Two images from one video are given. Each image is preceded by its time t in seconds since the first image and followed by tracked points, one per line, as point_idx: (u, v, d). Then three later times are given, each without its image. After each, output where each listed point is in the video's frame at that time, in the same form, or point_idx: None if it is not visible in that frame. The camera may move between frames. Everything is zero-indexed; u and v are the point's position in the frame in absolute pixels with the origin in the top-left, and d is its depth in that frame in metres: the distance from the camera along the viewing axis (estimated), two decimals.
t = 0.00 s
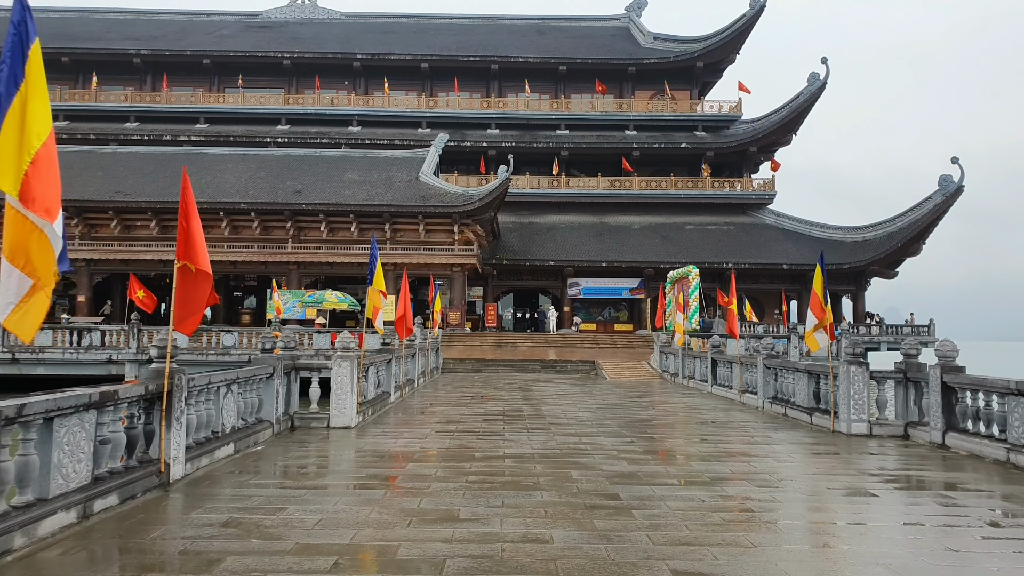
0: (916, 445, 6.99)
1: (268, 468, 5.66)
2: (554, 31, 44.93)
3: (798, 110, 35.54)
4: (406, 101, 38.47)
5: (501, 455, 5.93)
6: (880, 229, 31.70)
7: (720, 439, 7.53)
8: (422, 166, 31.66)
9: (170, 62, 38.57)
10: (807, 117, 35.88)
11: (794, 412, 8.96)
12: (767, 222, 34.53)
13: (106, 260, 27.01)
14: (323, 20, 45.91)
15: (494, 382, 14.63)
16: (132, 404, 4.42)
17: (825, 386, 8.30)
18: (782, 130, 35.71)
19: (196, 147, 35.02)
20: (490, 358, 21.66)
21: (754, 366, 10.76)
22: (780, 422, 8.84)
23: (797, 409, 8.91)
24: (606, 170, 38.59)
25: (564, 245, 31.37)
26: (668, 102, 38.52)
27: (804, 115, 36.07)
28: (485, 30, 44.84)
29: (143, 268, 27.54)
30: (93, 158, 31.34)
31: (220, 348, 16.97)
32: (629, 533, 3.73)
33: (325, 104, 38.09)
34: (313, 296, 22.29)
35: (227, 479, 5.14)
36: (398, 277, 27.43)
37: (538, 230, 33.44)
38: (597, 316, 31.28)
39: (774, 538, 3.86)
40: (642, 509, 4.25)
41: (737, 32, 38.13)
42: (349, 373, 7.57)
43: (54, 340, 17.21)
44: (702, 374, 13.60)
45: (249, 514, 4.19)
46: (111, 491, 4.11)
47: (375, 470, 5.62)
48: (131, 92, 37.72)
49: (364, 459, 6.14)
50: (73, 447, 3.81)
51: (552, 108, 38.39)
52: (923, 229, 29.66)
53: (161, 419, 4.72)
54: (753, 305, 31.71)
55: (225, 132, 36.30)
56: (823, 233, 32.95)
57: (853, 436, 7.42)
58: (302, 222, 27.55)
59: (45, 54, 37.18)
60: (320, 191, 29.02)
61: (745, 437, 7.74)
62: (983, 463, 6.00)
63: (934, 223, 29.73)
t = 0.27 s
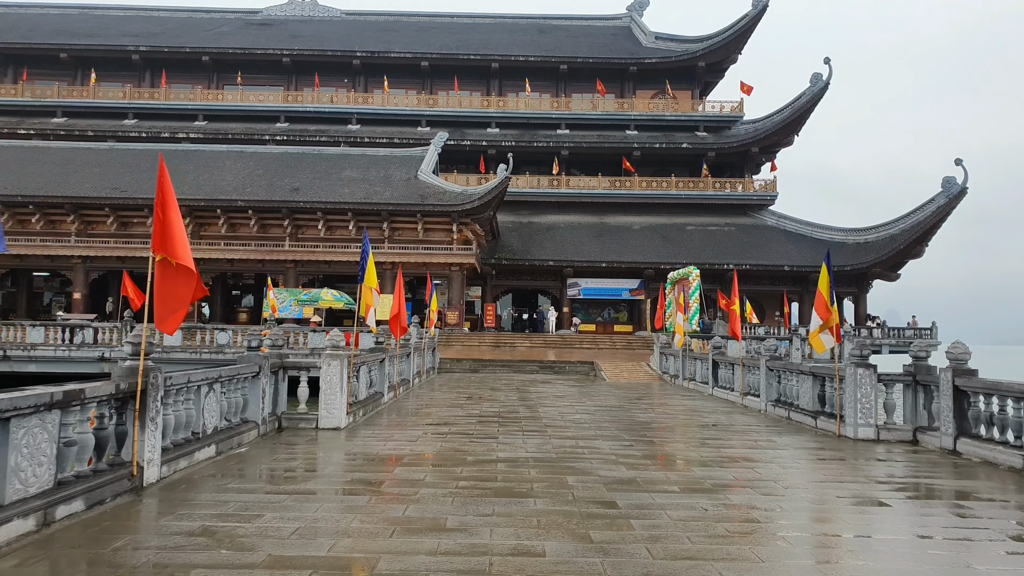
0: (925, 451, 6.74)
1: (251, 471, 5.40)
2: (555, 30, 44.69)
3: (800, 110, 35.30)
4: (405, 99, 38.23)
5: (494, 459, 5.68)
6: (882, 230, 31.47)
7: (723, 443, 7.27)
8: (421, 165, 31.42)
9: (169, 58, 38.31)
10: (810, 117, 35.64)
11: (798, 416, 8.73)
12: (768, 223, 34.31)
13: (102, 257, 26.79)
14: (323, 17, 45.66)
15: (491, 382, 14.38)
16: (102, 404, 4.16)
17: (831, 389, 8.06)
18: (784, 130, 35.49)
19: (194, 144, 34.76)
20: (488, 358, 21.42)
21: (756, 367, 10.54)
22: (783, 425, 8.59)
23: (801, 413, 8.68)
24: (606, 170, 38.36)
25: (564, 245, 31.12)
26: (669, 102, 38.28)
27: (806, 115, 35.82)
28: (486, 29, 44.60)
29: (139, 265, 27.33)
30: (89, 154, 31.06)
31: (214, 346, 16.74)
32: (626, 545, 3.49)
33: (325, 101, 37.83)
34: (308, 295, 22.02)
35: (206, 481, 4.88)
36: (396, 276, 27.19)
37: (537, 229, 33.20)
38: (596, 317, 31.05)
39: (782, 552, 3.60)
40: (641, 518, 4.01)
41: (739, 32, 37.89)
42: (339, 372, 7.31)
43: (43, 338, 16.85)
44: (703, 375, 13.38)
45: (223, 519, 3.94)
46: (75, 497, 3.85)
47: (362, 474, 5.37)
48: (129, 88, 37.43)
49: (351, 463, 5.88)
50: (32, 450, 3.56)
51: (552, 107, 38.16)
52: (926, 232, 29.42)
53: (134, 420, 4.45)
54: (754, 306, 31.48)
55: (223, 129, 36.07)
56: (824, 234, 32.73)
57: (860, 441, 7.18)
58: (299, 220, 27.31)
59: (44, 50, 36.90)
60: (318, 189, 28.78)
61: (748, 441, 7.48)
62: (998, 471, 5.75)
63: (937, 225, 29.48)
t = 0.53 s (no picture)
0: (939, 455, 6.47)
1: (235, 480, 5.13)
2: (554, 28, 44.43)
3: (800, 107, 35.01)
4: (403, 98, 37.95)
5: (488, 467, 5.41)
6: (884, 227, 31.19)
7: (728, 447, 7.00)
8: (419, 164, 31.17)
9: (165, 59, 37.99)
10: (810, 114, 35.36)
11: (805, 417, 8.48)
12: (769, 221, 34.05)
13: (97, 259, 26.53)
14: (321, 17, 45.35)
15: (489, 383, 14.14)
16: (69, 412, 3.89)
17: (839, 389, 7.81)
18: (784, 127, 35.23)
19: (191, 145, 34.48)
20: (487, 358, 21.17)
21: (761, 367, 10.30)
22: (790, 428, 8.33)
23: (808, 414, 8.43)
24: (606, 168, 38.09)
25: (564, 244, 30.84)
26: (669, 99, 38.01)
27: (807, 112, 35.55)
28: (484, 28, 44.33)
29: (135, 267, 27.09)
30: (85, 155, 30.76)
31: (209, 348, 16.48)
32: (628, 564, 3.23)
33: (322, 101, 37.55)
34: (304, 295, 21.71)
35: (184, 492, 4.61)
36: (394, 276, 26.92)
37: (536, 228, 32.94)
38: (596, 316, 30.80)
39: (797, 570, 3.33)
40: (644, 532, 3.75)
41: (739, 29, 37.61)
42: (331, 375, 7.04)
43: (34, 339, 16.65)
44: (705, 376, 13.14)
45: (197, 535, 3.68)
46: (38, 513, 3.58)
47: (349, 483, 5.10)
48: (126, 89, 37.12)
49: (340, 471, 5.61)
50: None
51: (551, 106, 37.90)
52: (928, 229, 29.15)
53: (106, 429, 4.20)
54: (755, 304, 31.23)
55: (220, 129, 35.80)
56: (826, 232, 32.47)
57: (870, 444, 6.93)
58: (296, 220, 27.05)
59: (39, 51, 36.58)
60: (315, 189, 28.52)
61: (754, 445, 7.21)
62: (1017, 476, 5.49)
63: (939, 222, 29.21)
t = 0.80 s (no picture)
0: (954, 464, 6.21)
1: (218, 485, 4.88)
2: (555, 28, 44.20)
3: (803, 108, 34.76)
4: (403, 97, 37.71)
5: (484, 474, 5.15)
6: (887, 230, 30.96)
7: (735, 454, 6.74)
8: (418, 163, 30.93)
9: (164, 55, 37.70)
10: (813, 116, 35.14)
11: (812, 422, 8.25)
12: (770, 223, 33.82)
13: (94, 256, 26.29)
14: (321, 15, 45.07)
15: (487, 385, 13.90)
16: (35, 415, 3.64)
17: (847, 394, 7.58)
18: (786, 129, 35.02)
19: (189, 142, 34.21)
20: (485, 359, 20.93)
21: (764, 370, 10.09)
22: (794, 434, 8.10)
23: (815, 419, 8.20)
24: (607, 169, 37.86)
25: (564, 244, 30.61)
26: (670, 100, 37.78)
27: (809, 113, 35.32)
28: (485, 27, 44.09)
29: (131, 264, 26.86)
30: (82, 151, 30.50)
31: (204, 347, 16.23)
32: None
33: (322, 99, 37.32)
34: (301, 294, 21.43)
35: (162, 499, 4.35)
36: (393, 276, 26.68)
37: (537, 229, 32.70)
38: (596, 317, 30.57)
39: None
40: (649, 548, 3.51)
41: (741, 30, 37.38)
42: (322, 376, 6.79)
43: (26, 338, 16.26)
44: (708, 379, 12.91)
45: (170, 549, 3.43)
46: None
47: (337, 491, 4.85)
48: (124, 86, 36.82)
49: (329, 477, 5.35)
50: None
51: (552, 105, 37.67)
52: (931, 232, 28.89)
53: (77, 432, 3.95)
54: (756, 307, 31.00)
55: (219, 127, 35.57)
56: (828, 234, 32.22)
57: (880, 451, 6.69)
58: (294, 218, 26.80)
59: (37, 47, 36.26)
60: (313, 187, 28.28)
61: (761, 452, 6.96)
62: None
63: (942, 225, 28.95)
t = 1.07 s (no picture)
0: (970, 467, 5.97)
1: (201, 496, 4.63)
2: (554, 25, 43.89)
3: (804, 104, 34.49)
4: (401, 96, 37.44)
5: (481, 482, 4.92)
6: (889, 226, 30.70)
7: (742, 457, 6.51)
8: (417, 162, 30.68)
9: (160, 56, 37.35)
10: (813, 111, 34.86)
11: (820, 423, 8.02)
12: (772, 220, 33.57)
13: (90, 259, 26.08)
14: (319, 14, 44.73)
15: (487, 386, 13.67)
16: None
17: (858, 394, 7.34)
18: (787, 125, 34.76)
19: (186, 143, 33.93)
20: (485, 360, 20.70)
21: (770, 369, 9.87)
22: (802, 435, 7.86)
23: (823, 420, 7.97)
24: (607, 167, 37.60)
25: (564, 243, 30.37)
26: (670, 97, 37.51)
27: (810, 109, 35.04)
28: (483, 25, 43.79)
29: (128, 266, 26.65)
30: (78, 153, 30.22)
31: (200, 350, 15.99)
32: None
33: (319, 99, 37.08)
34: (298, 295, 21.20)
35: (140, 513, 4.12)
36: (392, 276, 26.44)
37: (536, 227, 32.46)
38: (597, 316, 30.33)
39: None
40: (656, 566, 3.27)
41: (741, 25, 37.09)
42: (314, 379, 6.54)
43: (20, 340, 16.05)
44: (711, 378, 12.69)
45: (143, 569, 3.19)
46: None
47: (327, 501, 4.62)
48: (121, 87, 36.50)
49: (319, 485, 5.11)
50: None
51: (551, 103, 37.40)
52: (934, 227, 28.62)
53: (47, 443, 3.72)
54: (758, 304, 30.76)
55: (217, 128, 35.31)
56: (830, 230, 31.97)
57: (893, 454, 6.46)
58: (292, 219, 26.56)
59: (33, 48, 35.90)
60: (311, 187, 28.04)
61: (769, 455, 6.72)
62: None
63: (945, 220, 28.68)
